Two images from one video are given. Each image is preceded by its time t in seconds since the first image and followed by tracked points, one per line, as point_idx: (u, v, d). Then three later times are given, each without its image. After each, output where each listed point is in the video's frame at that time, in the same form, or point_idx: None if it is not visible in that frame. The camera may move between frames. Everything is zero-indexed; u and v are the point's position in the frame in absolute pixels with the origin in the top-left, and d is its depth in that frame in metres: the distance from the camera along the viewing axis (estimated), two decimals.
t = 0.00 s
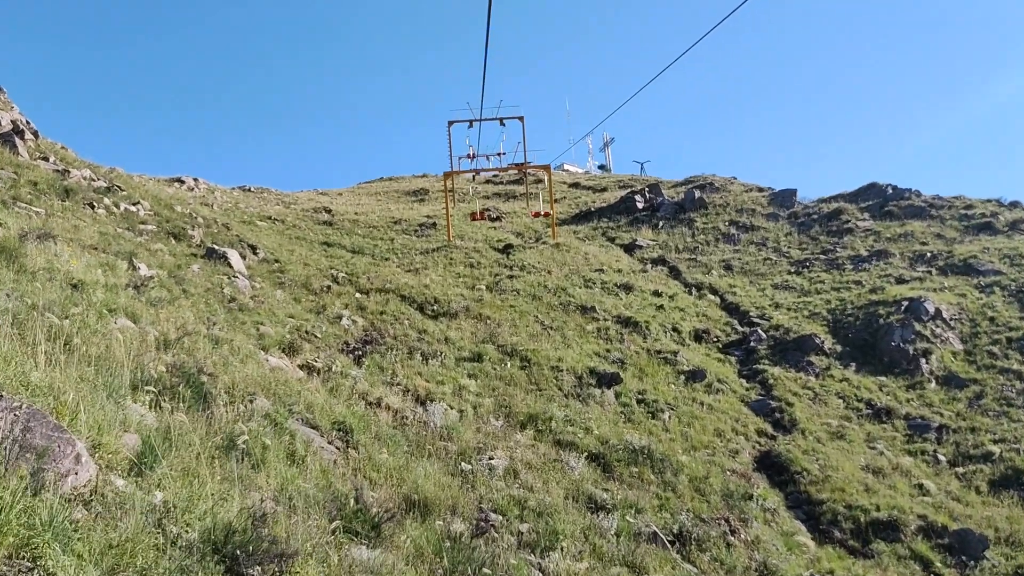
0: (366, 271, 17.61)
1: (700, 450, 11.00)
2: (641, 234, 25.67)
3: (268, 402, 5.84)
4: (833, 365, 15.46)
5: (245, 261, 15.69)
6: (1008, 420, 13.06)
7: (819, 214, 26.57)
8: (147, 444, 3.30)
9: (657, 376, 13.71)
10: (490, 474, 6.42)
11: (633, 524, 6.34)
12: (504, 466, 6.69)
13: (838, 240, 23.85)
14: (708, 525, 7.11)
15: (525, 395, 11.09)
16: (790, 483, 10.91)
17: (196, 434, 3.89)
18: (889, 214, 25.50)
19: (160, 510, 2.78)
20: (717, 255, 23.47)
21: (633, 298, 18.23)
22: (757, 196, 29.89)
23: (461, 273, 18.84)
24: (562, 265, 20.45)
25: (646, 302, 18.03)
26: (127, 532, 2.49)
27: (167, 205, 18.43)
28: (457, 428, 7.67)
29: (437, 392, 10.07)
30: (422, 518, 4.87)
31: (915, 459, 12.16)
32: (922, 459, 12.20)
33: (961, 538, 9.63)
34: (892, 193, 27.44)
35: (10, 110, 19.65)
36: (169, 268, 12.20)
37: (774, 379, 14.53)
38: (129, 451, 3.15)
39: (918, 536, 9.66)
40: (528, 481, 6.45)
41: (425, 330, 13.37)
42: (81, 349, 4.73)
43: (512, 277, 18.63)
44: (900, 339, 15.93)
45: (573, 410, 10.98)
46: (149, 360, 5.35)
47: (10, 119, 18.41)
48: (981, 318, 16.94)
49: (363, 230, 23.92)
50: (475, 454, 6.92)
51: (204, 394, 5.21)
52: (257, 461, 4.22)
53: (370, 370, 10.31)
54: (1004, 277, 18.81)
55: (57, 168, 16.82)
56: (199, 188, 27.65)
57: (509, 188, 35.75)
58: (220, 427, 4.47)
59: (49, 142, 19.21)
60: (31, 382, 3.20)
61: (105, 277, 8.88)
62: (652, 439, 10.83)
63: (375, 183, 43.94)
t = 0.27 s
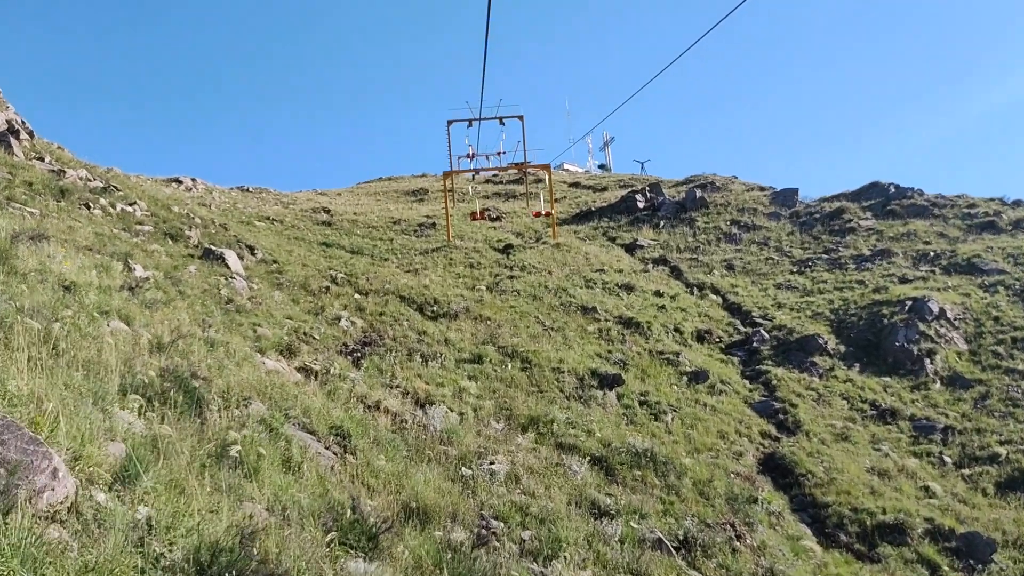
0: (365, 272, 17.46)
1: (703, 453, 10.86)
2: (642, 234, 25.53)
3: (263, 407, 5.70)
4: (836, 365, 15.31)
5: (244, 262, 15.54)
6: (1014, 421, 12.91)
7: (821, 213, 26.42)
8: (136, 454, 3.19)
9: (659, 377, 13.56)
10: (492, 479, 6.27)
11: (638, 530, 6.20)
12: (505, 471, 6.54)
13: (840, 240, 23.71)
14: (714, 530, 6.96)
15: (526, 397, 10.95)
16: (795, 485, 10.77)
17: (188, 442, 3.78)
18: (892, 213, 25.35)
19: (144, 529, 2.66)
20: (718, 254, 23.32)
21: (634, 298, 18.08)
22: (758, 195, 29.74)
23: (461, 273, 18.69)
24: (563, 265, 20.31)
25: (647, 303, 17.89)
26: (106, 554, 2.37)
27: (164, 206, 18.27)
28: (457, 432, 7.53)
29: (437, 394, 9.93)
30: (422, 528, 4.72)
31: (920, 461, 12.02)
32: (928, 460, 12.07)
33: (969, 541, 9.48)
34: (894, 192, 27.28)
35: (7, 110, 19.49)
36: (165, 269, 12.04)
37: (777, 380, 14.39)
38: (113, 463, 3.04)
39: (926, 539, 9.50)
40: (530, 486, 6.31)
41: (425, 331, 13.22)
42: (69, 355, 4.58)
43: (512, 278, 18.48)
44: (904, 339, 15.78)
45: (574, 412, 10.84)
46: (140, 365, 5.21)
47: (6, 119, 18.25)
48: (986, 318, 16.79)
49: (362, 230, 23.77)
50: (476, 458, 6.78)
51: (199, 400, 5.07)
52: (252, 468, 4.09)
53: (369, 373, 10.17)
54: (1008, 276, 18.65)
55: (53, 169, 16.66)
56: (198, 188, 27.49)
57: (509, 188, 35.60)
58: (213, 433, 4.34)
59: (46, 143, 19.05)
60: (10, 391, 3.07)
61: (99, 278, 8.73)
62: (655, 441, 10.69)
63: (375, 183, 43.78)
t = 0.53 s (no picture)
0: (364, 273, 17.36)
1: (706, 454, 10.76)
2: (642, 234, 25.42)
3: (260, 412, 5.59)
4: (839, 365, 15.21)
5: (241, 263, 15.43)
6: (1019, 421, 12.81)
7: (821, 212, 26.33)
8: (122, 464, 3.10)
9: (660, 377, 13.45)
10: (493, 484, 6.16)
11: (641, 535, 6.09)
12: (506, 475, 6.43)
13: (841, 239, 23.61)
14: (718, 534, 6.85)
15: (527, 398, 10.84)
16: (799, 487, 10.68)
17: (178, 451, 3.68)
18: (893, 212, 25.24)
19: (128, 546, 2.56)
20: (719, 254, 23.22)
21: (635, 298, 17.98)
22: (758, 195, 29.63)
23: (460, 274, 18.59)
24: (563, 265, 20.20)
25: (648, 303, 17.78)
26: None
27: (161, 207, 18.14)
28: (457, 434, 7.43)
29: (437, 396, 9.82)
30: (421, 536, 4.62)
31: (925, 461, 11.92)
32: (932, 460, 11.97)
33: (975, 542, 9.38)
34: (895, 191, 27.17)
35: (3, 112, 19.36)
36: (162, 271, 11.92)
37: (779, 380, 14.29)
38: (96, 475, 2.94)
39: (932, 541, 9.39)
40: (532, 491, 6.20)
41: (424, 333, 13.11)
42: (58, 360, 4.47)
43: (512, 278, 18.37)
44: (907, 338, 15.68)
45: (576, 413, 10.73)
46: (133, 369, 5.10)
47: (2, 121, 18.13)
48: (989, 317, 16.68)
49: (361, 231, 23.66)
50: (476, 462, 6.68)
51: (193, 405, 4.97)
52: (246, 476, 3.99)
53: (368, 375, 10.06)
54: (1011, 275, 18.54)
55: (49, 171, 16.53)
56: (196, 190, 27.37)
57: (509, 188, 35.51)
58: (206, 440, 4.25)
59: (42, 144, 18.92)
60: None
61: (94, 280, 8.61)
62: (657, 443, 10.59)
63: (374, 184, 43.66)
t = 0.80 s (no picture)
0: (363, 271, 17.21)
1: (706, 460, 10.62)
2: (643, 235, 25.28)
3: (251, 411, 5.45)
4: (840, 371, 15.07)
5: (239, 259, 15.28)
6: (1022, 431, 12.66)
7: (824, 217, 26.20)
8: (100, 467, 2.97)
9: (660, 381, 13.31)
10: (489, 489, 6.02)
11: (640, 543, 5.95)
12: (503, 480, 6.28)
13: (844, 244, 23.47)
14: (718, 543, 6.70)
15: (525, 400, 10.70)
16: (799, 494, 10.55)
17: (162, 452, 3.55)
18: (896, 218, 25.11)
19: (100, 557, 2.43)
20: (720, 257, 23.08)
21: (635, 301, 17.84)
22: (761, 198, 29.49)
23: (460, 273, 18.44)
24: (563, 266, 20.06)
25: (649, 305, 17.65)
26: None
27: (160, 201, 17.98)
28: (454, 437, 7.28)
29: (434, 397, 9.68)
30: (415, 543, 4.47)
31: (926, 471, 11.78)
32: (933, 470, 11.83)
33: (977, 554, 9.23)
34: (898, 197, 27.03)
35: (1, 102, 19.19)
36: (158, 265, 11.77)
37: (780, 386, 14.15)
38: (69, 479, 2.78)
39: (933, 552, 9.25)
40: (530, 497, 6.05)
41: (422, 332, 12.97)
42: (40, 357, 4.31)
43: (512, 278, 18.23)
44: (909, 346, 15.55)
45: (574, 416, 10.59)
46: (120, 366, 4.96)
47: None
48: (992, 325, 16.54)
49: (361, 228, 23.50)
50: (473, 466, 6.53)
51: (182, 404, 4.83)
52: (234, 477, 3.85)
53: (364, 374, 9.92)
54: (1014, 283, 18.40)
55: (46, 162, 16.36)
56: (195, 184, 27.21)
57: (510, 188, 35.36)
58: (193, 441, 4.11)
59: (40, 136, 18.76)
60: None
61: (87, 273, 8.45)
62: (656, 447, 10.45)
63: (375, 182, 43.50)
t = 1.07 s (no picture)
0: (359, 266, 17.08)
1: (701, 463, 10.54)
2: (642, 236, 25.18)
3: (239, 407, 5.32)
4: (838, 376, 15.00)
5: (234, 251, 15.13)
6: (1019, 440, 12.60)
7: (823, 221, 26.13)
8: (76, 467, 2.85)
9: (657, 383, 13.21)
10: (483, 490, 5.90)
11: (635, 549, 5.84)
12: (497, 481, 6.17)
13: (843, 248, 23.41)
14: (714, 549, 6.60)
15: (520, 400, 10.59)
16: (795, 500, 10.47)
17: (144, 450, 3.43)
18: (895, 224, 25.05)
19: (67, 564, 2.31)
20: (719, 259, 22.99)
21: (633, 301, 17.74)
22: (760, 201, 29.41)
23: (457, 270, 18.31)
24: (561, 265, 19.95)
25: (646, 306, 17.54)
26: None
27: (155, 191, 17.80)
28: (448, 436, 7.17)
29: (428, 395, 9.57)
30: (405, 546, 4.36)
31: (923, 478, 11.71)
32: (930, 477, 11.76)
33: (973, 563, 9.16)
34: (898, 202, 26.98)
35: None
36: (151, 256, 11.62)
37: (777, 390, 14.07)
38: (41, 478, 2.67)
39: (929, 560, 9.17)
40: (524, 499, 5.94)
41: (418, 329, 12.85)
42: (21, 348, 4.18)
43: (510, 276, 18.11)
44: (907, 352, 15.48)
45: (569, 417, 10.49)
46: (106, 359, 4.83)
47: None
48: (990, 333, 16.48)
49: (358, 223, 23.35)
50: (466, 466, 6.42)
51: (168, 399, 4.70)
52: (219, 477, 3.74)
53: (358, 371, 9.80)
54: (1014, 291, 18.34)
55: (41, 149, 16.16)
56: (192, 176, 27.00)
57: (509, 185, 35.23)
58: (178, 438, 4.00)
59: (36, 123, 18.55)
60: None
61: (77, 263, 8.30)
62: (651, 450, 10.35)
63: (373, 177, 43.30)
